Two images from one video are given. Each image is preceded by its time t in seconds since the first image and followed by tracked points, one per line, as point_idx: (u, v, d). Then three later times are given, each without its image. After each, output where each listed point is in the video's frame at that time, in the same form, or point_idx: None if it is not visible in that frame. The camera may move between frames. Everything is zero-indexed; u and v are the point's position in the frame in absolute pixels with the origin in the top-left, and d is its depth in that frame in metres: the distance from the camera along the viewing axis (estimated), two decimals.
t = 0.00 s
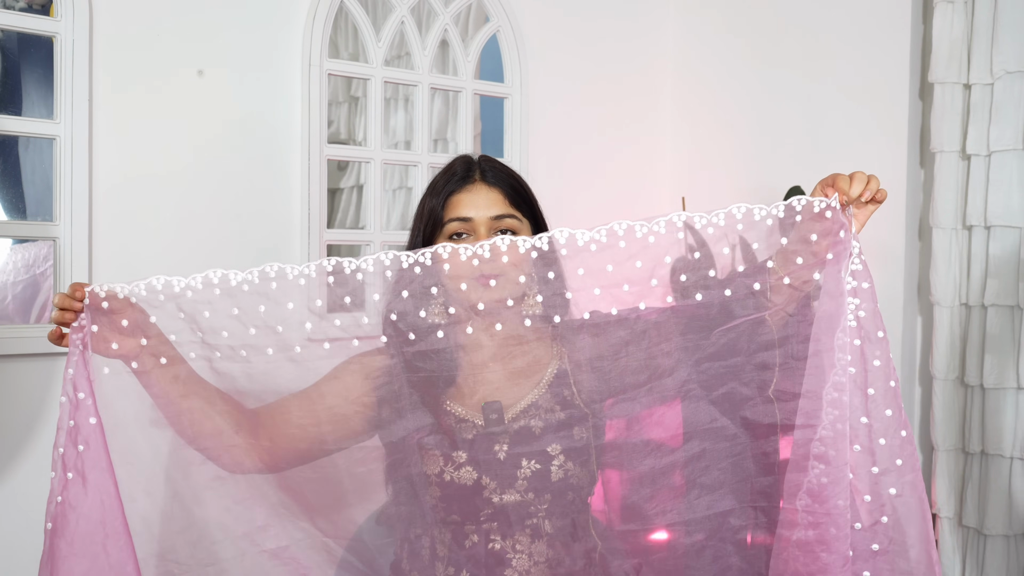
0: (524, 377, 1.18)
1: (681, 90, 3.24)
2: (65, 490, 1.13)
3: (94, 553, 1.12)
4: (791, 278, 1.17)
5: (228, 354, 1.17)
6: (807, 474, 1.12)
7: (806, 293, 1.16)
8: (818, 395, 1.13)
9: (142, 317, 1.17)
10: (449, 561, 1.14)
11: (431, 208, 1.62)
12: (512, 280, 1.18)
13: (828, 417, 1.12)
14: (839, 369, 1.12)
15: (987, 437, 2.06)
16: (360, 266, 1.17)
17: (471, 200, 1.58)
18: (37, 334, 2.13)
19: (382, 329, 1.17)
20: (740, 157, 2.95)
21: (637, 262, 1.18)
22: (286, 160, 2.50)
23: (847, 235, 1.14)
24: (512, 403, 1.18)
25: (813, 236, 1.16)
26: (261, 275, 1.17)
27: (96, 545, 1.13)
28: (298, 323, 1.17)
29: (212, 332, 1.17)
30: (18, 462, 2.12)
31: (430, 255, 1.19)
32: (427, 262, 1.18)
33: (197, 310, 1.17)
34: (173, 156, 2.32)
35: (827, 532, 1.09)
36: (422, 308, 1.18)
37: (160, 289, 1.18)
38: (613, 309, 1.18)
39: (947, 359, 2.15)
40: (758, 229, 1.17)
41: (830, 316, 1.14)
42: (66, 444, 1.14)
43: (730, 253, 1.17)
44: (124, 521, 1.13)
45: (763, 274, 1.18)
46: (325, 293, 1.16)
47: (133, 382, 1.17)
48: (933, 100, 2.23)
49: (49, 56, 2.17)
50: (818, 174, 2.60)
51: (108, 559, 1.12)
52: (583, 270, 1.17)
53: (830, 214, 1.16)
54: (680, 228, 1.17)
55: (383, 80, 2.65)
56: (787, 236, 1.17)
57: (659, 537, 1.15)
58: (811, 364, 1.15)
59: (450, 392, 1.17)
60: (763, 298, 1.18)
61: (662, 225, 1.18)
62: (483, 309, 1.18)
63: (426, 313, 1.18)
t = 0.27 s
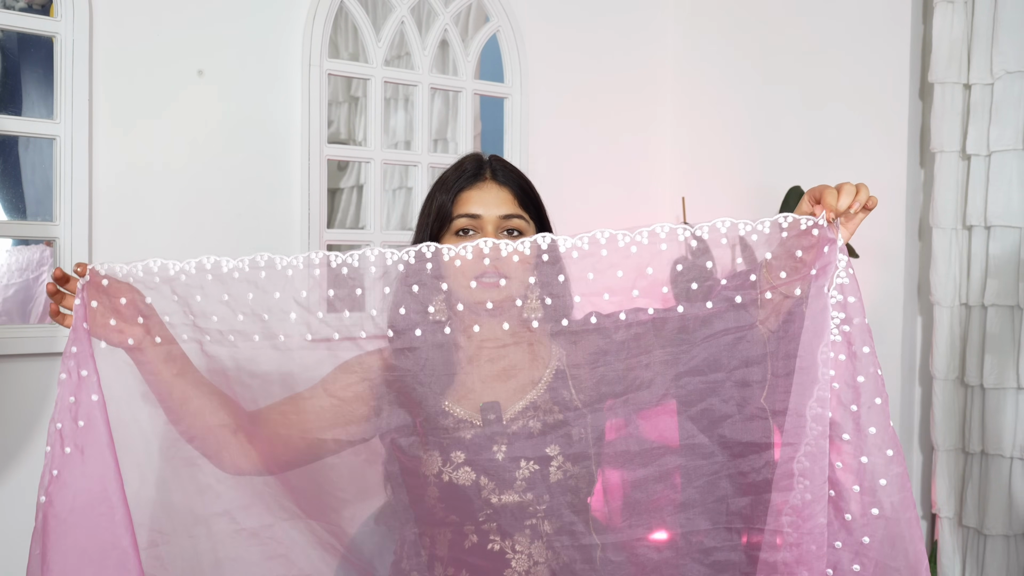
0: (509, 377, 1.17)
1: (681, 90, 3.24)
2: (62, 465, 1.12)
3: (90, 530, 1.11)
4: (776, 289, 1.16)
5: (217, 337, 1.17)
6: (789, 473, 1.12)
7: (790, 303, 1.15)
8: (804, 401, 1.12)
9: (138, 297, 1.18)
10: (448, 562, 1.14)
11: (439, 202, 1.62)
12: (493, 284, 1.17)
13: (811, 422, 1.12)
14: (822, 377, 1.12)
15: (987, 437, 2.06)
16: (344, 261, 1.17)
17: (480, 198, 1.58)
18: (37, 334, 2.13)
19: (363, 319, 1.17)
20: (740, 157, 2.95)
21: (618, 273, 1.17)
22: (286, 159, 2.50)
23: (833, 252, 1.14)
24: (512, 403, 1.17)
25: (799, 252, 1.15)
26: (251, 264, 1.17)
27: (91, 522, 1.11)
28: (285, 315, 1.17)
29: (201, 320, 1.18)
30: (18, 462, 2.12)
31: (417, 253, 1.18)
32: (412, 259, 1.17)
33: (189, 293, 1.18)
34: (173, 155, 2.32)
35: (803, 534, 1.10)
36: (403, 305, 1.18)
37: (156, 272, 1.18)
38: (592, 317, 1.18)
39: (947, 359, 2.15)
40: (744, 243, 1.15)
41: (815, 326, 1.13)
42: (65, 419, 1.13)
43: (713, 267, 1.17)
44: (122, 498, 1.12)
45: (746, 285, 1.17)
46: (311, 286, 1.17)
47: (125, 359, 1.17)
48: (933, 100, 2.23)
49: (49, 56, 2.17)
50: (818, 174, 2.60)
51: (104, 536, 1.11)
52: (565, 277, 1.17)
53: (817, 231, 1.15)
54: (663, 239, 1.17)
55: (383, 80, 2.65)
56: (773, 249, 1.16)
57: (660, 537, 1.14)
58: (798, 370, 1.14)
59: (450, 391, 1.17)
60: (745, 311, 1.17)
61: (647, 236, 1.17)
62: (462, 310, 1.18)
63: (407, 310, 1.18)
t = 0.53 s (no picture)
0: (498, 392, 1.18)
1: (681, 90, 3.24)
2: (55, 484, 1.14)
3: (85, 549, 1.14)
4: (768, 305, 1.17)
5: (212, 352, 1.20)
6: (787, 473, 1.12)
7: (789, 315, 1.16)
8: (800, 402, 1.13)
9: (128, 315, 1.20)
10: (448, 561, 1.14)
11: (442, 204, 1.61)
12: (483, 298, 1.17)
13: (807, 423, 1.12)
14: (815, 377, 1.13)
15: (987, 437, 2.06)
16: (332, 276, 1.18)
17: (483, 204, 1.58)
18: (36, 335, 2.13)
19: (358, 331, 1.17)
20: (740, 157, 2.95)
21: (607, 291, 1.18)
22: (287, 160, 2.50)
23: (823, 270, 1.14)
24: (510, 406, 1.17)
25: (791, 267, 1.16)
26: (240, 280, 1.19)
27: (87, 540, 1.14)
28: (276, 330, 1.19)
29: (192, 339, 1.20)
30: (17, 462, 2.12)
31: (406, 267, 1.18)
32: (402, 274, 1.17)
33: (180, 311, 1.20)
34: (173, 156, 2.32)
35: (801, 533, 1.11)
36: (393, 318, 1.18)
37: (144, 290, 1.20)
38: (583, 332, 1.18)
39: (947, 359, 2.15)
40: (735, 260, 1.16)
41: (811, 335, 1.14)
42: (57, 439, 1.16)
43: (704, 283, 1.17)
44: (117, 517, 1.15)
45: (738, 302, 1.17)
46: (301, 300, 1.18)
47: (118, 376, 1.19)
48: (933, 100, 2.23)
49: (48, 56, 2.17)
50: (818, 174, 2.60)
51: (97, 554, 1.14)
52: (555, 292, 1.18)
53: (807, 248, 1.16)
54: (654, 256, 1.18)
55: (383, 80, 2.65)
56: (766, 265, 1.16)
57: (659, 537, 1.15)
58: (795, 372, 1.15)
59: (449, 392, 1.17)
60: (738, 328, 1.18)
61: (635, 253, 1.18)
62: (453, 325, 1.18)
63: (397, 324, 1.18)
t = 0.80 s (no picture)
0: (495, 392, 1.18)
1: (681, 90, 3.24)
2: (50, 481, 1.17)
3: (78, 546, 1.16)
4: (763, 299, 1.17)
5: (202, 353, 1.20)
6: (778, 474, 1.12)
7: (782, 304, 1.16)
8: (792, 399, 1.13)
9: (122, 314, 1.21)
10: (447, 561, 1.14)
11: (439, 203, 1.61)
12: (476, 296, 1.17)
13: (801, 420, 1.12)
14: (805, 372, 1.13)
15: (987, 438, 2.06)
16: (324, 276, 1.18)
17: (480, 203, 1.58)
18: (36, 335, 2.14)
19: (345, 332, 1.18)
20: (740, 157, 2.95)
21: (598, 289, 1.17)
22: (287, 160, 2.50)
23: (813, 263, 1.15)
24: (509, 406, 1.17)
25: (780, 263, 1.16)
26: (230, 280, 1.20)
27: (81, 537, 1.16)
28: (266, 331, 1.20)
29: (183, 339, 1.20)
30: (17, 462, 2.12)
31: (396, 266, 1.19)
32: (392, 274, 1.18)
33: (172, 310, 1.21)
34: (173, 156, 2.33)
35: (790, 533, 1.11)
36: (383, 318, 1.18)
37: (137, 289, 1.21)
38: (571, 331, 1.18)
39: (947, 359, 2.15)
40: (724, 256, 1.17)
41: (802, 333, 1.14)
42: (52, 436, 1.18)
43: (693, 279, 1.18)
44: (111, 513, 1.17)
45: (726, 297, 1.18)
46: (291, 301, 1.19)
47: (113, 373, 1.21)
48: (933, 99, 2.23)
49: (49, 56, 2.17)
50: (818, 174, 2.60)
51: (90, 550, 1.16)
52: (544, 291, 1.18)
53: (796, 242, 1.16)
54: (642, 253, 1.18)
55: (383, 80, 2.65)
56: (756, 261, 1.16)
57: (659, 537, 1.14)
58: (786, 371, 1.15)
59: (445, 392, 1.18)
60: (729, 326, 1.18)
61: (625, 250, 1.18)
62: (443, 324, 1.18)
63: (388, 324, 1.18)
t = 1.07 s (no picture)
0: (498, 393, 1.18)
1: (681, 90, 3.24)
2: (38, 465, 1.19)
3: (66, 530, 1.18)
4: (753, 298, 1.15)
5: (178, 345, 1.23)
6: (764, 482, 1.10)
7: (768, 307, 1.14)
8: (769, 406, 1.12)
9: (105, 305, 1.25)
10: (449, 561, 1.15)
11: (430, 204, 1.61)
12: (477, 292, 1.17)
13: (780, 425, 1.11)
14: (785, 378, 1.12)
15: (987, 438, 2.06)
16: (302, 269, 1.20)
17: (471, 198, 1.58)
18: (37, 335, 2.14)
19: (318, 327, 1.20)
20: (740, 157, 2.95)
21: (597, 286, 1.16)
22: (287, 159, 2.50)
23: (787, 267, 1.13)
24: (509, 408, 1.17)
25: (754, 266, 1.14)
26: (211, 272, 1.22)
27: (69, 520, 1.18)
28: (242, 324, 1.22)
29: (162, 331, 1.24)
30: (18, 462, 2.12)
31: (371, 263, 1.19)
32: (367, 270, 1.19)
33: (151, 301, 1.24)
34: (172, 156, 2.32)
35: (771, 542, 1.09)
36: (358, 314, 1.19)
37: (121, 280, 1.25)
38: (571, 327, 1.17)
39: (947, 359, 2.15)
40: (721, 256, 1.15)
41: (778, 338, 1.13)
42: (40, 422, 1.21)
43: (695, 276, 1.15)
44: (98, 496, 1.19)
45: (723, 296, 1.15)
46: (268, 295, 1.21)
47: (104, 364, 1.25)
48: (933, 99, 2.23)
49: (49, 56, 2.17)
50: (817, 173, 2.60)
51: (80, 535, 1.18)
52: (546, 286, 1.17)
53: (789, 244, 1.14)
54: (643, 249, 1.16)
55: (383, 80, 2.65)
56: (742, 263, 1.14)
57: (659, 537, 1.14)
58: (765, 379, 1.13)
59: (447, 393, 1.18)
60: (701, 330, 1.16)
61: (619, 248, 1.17)
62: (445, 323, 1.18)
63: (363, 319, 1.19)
